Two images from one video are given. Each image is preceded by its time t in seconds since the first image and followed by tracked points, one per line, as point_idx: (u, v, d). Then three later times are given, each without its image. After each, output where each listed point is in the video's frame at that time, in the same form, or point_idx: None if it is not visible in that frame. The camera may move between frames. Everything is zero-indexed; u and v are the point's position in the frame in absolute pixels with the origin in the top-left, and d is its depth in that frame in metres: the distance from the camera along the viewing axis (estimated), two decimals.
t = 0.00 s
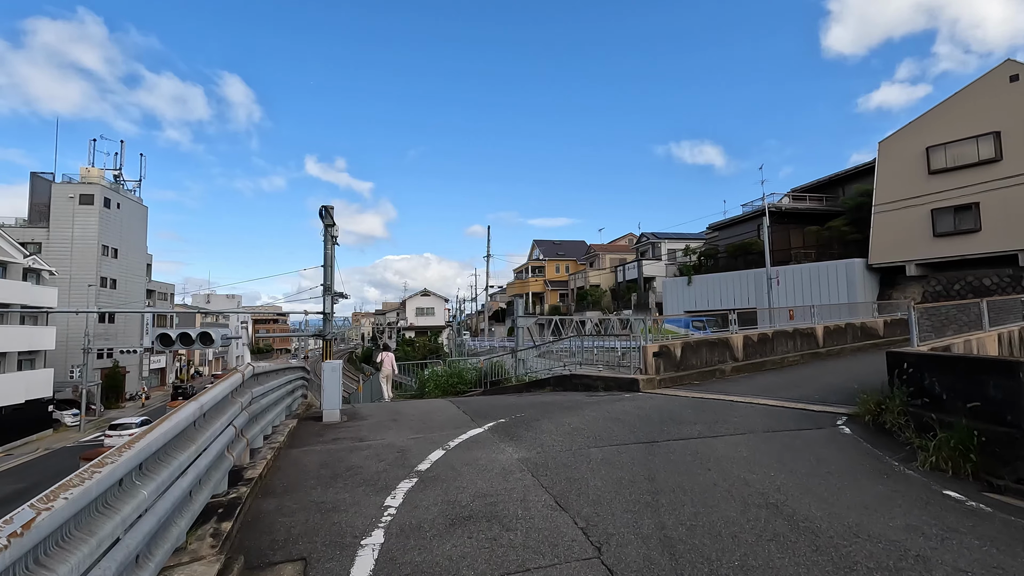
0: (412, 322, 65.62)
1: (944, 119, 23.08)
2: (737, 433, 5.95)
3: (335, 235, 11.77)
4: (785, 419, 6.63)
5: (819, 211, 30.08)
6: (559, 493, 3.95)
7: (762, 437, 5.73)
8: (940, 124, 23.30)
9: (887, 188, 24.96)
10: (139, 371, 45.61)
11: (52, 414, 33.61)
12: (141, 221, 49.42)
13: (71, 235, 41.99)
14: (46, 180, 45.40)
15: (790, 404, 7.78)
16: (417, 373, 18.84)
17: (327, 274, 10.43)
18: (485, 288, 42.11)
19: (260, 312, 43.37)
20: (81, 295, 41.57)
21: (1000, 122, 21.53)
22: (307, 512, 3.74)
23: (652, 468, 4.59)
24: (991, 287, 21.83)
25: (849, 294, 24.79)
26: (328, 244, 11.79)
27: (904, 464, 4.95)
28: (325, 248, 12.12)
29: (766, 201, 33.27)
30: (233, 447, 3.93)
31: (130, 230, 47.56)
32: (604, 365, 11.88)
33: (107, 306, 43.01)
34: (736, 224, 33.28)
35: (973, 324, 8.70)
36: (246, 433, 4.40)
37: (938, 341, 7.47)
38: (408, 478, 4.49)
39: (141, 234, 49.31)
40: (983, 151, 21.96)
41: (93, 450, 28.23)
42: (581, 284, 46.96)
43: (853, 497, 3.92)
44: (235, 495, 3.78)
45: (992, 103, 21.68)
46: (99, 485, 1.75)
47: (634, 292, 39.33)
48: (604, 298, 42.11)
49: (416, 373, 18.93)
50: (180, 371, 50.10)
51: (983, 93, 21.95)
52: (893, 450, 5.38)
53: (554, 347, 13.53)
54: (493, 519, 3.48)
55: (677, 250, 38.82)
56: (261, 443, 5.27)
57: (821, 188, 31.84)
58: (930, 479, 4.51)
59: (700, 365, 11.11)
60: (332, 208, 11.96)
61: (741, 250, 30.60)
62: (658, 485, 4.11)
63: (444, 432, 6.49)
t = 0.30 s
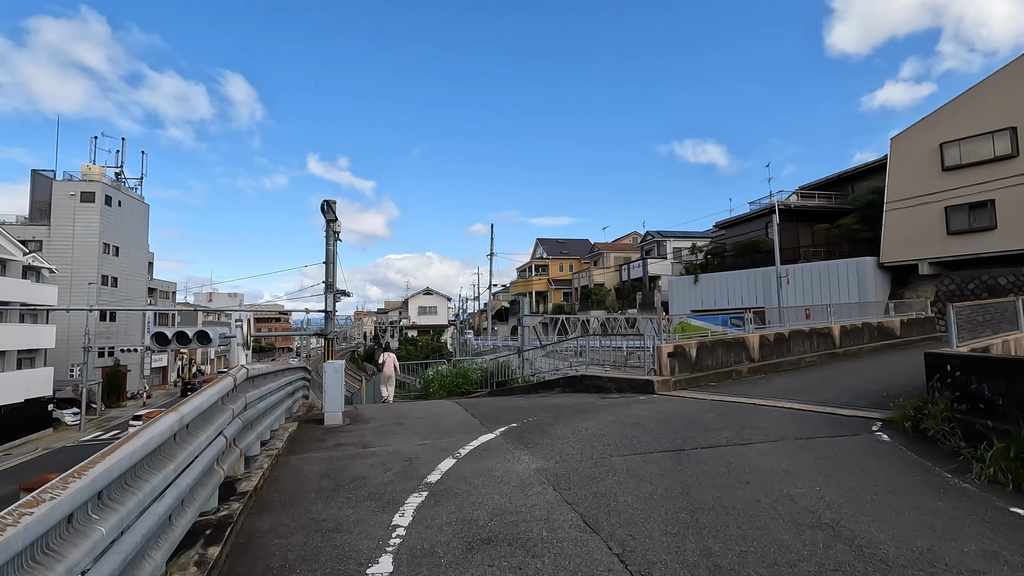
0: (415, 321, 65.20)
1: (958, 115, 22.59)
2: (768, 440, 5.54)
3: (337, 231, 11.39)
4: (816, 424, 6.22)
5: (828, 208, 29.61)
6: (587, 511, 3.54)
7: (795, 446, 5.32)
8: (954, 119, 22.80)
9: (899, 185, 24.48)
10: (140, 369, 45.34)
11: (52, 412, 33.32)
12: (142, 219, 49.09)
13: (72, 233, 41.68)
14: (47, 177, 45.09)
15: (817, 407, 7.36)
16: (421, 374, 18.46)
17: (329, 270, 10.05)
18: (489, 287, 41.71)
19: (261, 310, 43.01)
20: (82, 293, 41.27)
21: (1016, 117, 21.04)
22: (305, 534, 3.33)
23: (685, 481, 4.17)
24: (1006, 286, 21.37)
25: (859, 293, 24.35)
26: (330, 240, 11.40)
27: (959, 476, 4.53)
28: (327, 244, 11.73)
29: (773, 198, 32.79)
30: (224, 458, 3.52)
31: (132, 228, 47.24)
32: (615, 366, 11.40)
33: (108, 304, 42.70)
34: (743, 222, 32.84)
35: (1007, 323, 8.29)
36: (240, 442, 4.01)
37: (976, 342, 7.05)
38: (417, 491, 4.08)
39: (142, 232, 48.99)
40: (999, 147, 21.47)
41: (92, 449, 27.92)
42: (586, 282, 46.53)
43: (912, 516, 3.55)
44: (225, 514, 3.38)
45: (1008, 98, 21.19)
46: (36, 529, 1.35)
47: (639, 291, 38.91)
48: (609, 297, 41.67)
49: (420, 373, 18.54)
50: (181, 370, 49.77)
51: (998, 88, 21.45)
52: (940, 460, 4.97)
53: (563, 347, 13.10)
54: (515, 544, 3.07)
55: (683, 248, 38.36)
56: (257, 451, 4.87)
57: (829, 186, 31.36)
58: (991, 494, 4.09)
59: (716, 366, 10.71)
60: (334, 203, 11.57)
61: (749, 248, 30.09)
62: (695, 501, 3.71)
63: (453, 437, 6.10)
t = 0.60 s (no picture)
0: (417, 321, 64.84)
1: (972, 111, 22.09)
2: (800, 455, 5.16)
3: (339, 230, 11.02)
4: (850, 437, 5.83)
5: (837, 207, 29.16)
6: (619, 544, 3.15)
7: (832, 462, 4.93)
8: (967, 116, 22.30)
9: (911, 184, 24.01)
10: (141, 370, 45.07)
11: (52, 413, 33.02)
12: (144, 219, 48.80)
13: (73, 233, 41.42)
14: (48, 176, 44.82)
15: (846, 416, 6.97)
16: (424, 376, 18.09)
17: (331, 271, 9.70)
18: (492, 287, 41.30)
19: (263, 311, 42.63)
20: (83, 293, 40.98)
21: None
22: (302, 572, 2.95)
23: (722, 505, 3.78)
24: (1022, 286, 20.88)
25: (870, 293, 23.90)
26: (331, 239, 11.03)
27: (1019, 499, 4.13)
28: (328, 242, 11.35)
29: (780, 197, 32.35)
30: (212, 484, 3.13)
31: (133, 228, 46.96)
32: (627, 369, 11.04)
33: (109, 304, 42.40)
34: (751, 221, 32.40)
35: None
36: (232, 463, 3.63)
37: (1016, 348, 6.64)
38: (426, 518, 3.69)
39: (143, 231, 48.69)
40: (1014, 144, 20.91)
41: (92, 451, 27.60)
42: (590, 282, 46.17)
43: (980, 548, 3.19)
44: (211, 548, 2.99)
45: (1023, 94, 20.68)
46: None
47: (644, 291, 38.49)
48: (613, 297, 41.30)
49: (424, 375, 18.18)
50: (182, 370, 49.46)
51: (1013, 83, 20.95)
52: (993, 478, 4.57)
53: (570, 349, 12.70)
54: None
55: (688, 248, 37.95)
56: (251, 469, 4.48)
57: (838, 184, 30.93)
58: None
59: (731, 370, 10.33)
60: (335, 201, 11.20)
61: (756, 247, 29.49)
62: (737, 533, 3.32)
63: (462, 450, 5.72)
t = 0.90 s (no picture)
0: (420, 321, 64.52)
1: (986, 106, 21.61)
2: (838, 462, 4.78)
3: (341, 226, 10.67)
4: (887, 443, 5.45)
5: (847, 205, 28.72)
6: (659, 570, 2.78)
7: (876, 471, 4.54)
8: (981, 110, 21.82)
9: (923, 180, 23.55)
10: (143, 370, 44.81)
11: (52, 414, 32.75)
12: (146, 219, 48.52)
13: (75, 233, 41.16)
14: (49, 176, 44.55)
15: (877, 419, 6.58)
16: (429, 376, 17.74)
17: (334, 268, 9.34)
18: (496, 287, 40.93)
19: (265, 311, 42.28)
20: (85, 293, 40.70)
21: None
22: None
23: (767, 522, 3.40)
24: None
25: (882, 291, 23.47)
26: (333, 235, 10.67)
27: None
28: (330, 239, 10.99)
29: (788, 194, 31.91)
30: (200, 501, 2.76)
31: (135, 228, 46.69)
32: (641, 368, 10.77)
33: (111, 304, 42.12)
34: (758, 219, 31.99)
35: None
36: (223, 476, 3.25)
37: None
38: (438, 536, 3.32)
39: (145, 232, 48.41)
40: None
41: (92, 453, 27.27)
42: (595, 281, 45.77)
43: None
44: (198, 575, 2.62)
45: None
46: None
47: (650, 290, 38.09)
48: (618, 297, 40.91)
49: (428, 375, 17.83)
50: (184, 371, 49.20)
51: None
52: None
53: (580, 349, 12.34)
54: None
55: (694, 247, 37.52)
56: (246, 480, 4.11)
57: (847, 182, 30.50)
58: None
59: (749, 371, 9.94)
60: (337, 196, 10.84)
61: (763, 246, 29.06)
62: (791, 556, 2.94)
63: (472, 457, 5.34)
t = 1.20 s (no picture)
0: (424, 321, 64.30)
1: (1001, 100, 21.14)
2: (881, 480, 4.42)
3: (344, 225, 10.33)
4: (929, 457, 5.07)
5: (857, 202, 28.28)
6: None
7: (924, 490, 4.18)
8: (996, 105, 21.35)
9: (937, 177, 23.09)
10: (146, 371, 44.63)
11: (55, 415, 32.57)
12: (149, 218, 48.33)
13: (78, 232, 41.00)
14: (51, 176, 44.38)
15: (910, 429, 6.22)
16: (434, 378, 17.40)
17: (336, 270, 9.01)
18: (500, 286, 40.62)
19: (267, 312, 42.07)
20: (87, 294, 40.55)
21: None
22: None
23: (820, 558, 3.04)
24: None
25: (894, 290, 23.04)
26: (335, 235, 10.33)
27: None
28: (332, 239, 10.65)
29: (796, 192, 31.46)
30: (186, 540, 2.42)
31: (138, 228, 46.52)
32: (656, 371, 10.39)
33: (114, 305, 41.95)
34: (766, 217, 31.54)
35: None
36: (213, 505, 2.91)
37: None
38: (454, 572, 2.97)
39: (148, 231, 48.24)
40: None
41: (95, 454, 27.03)
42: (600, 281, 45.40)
43: None
44: None
45: None
46: None
47: (656, 290, 37.70)
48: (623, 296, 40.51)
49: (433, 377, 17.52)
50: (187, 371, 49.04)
51: None
52: None
53: (590, 351, 11.98)
54: None
55: (700, 246, 37.10)
56: (242, 504, 3.77)
57: (856, 179, 30.06)
58: None
59: (767, 374, 9.57)
60: (340, 194, 10.50)
61: (772, 244, 28.68)
62: None
63: (483, 472, 5.00)
